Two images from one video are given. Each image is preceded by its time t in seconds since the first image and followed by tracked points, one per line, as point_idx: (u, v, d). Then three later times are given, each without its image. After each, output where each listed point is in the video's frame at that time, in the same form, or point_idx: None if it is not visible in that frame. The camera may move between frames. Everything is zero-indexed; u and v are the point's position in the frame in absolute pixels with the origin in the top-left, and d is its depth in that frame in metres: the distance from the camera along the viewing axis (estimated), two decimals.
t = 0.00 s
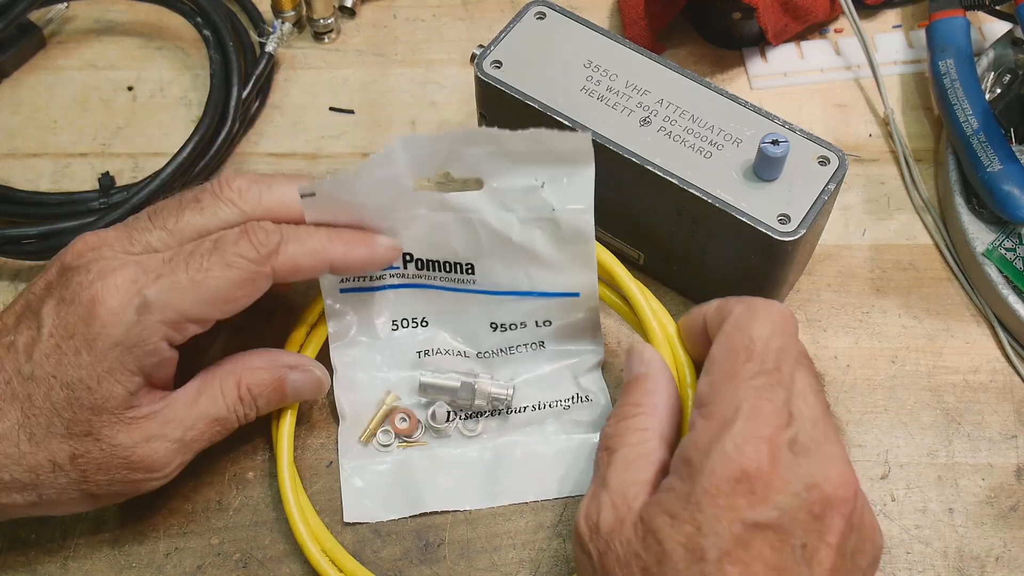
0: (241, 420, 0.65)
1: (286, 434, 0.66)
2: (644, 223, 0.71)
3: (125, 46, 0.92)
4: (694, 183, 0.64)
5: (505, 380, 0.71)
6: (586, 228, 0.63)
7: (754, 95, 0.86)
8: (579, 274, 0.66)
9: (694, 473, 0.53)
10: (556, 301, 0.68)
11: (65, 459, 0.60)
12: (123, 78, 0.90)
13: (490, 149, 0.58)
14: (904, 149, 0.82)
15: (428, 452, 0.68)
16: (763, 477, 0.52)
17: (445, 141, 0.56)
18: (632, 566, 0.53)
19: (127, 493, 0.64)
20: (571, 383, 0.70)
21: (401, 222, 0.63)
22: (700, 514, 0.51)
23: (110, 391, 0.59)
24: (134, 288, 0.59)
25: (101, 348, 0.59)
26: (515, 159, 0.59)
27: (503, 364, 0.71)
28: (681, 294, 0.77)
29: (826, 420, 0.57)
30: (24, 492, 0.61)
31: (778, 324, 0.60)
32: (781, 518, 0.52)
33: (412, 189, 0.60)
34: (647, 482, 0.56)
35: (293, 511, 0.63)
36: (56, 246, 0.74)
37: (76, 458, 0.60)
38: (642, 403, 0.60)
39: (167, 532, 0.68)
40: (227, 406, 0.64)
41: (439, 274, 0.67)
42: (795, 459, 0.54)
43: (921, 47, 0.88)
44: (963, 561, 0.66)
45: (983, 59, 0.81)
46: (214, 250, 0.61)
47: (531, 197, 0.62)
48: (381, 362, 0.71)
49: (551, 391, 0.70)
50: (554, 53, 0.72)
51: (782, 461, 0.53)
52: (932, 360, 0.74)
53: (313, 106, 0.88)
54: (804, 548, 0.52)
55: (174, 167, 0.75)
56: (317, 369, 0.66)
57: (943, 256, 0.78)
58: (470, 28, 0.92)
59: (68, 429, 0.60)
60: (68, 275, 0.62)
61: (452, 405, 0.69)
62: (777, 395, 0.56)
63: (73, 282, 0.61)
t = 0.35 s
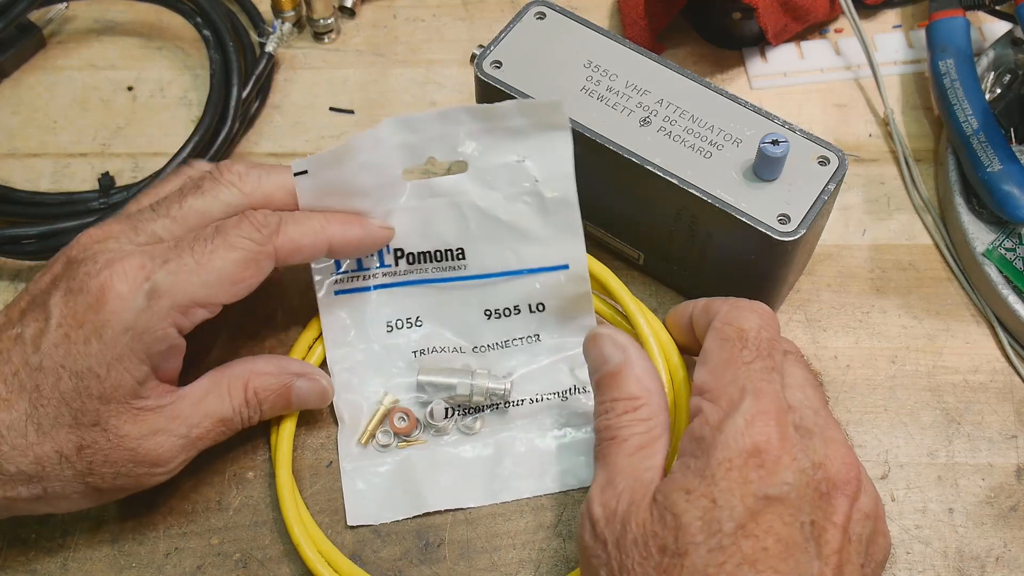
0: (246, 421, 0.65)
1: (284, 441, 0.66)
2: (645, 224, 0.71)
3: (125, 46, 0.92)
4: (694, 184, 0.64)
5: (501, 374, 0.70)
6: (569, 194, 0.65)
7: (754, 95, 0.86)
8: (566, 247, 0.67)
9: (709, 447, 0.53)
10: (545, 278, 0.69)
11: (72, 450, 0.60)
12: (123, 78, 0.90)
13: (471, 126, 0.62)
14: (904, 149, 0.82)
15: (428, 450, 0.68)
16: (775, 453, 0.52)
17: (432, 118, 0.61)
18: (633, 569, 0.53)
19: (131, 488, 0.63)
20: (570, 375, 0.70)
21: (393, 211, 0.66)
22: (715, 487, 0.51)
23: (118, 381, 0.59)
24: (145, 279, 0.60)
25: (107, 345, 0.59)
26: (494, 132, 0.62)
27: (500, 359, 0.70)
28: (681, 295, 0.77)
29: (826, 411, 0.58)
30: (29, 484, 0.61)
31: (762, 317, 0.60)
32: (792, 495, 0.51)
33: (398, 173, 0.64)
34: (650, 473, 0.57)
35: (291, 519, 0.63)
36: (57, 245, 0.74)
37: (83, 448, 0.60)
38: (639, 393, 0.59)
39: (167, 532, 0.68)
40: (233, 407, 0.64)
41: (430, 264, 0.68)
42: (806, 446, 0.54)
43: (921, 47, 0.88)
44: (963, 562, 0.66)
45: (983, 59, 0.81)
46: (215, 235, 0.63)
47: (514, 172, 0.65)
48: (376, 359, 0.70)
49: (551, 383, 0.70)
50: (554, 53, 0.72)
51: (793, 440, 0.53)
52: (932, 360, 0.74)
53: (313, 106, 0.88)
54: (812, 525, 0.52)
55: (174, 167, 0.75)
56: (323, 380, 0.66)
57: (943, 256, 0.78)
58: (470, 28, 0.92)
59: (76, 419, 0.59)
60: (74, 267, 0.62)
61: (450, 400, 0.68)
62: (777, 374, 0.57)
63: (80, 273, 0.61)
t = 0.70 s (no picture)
0: (245, 418, 0.65)
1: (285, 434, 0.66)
2: (645, 224, 0.71)
3: (124, 46, 0.92)
4: (694, 184, 0.64)
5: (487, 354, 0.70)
6: (554, 175, 0.65)
7: (754, 95, 0.87)
8: (554, 231, 0.67)
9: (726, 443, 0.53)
10: (534, 262, 0.68)
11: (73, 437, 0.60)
12: (123, 78, 0.90)
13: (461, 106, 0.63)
14: (904, 149, 0.82)
15: (411, 425, 0.68)
16: (792, 447, 0.53)
17: (421, 97, 0.62)
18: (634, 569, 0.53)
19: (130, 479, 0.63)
20: (554, 355, 0.69)
21: (384, 192, 0.66)
22: (737, 483, 0.52)
23: (119, 366, 0.59)
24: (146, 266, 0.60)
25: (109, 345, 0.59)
26: (484, 112, 0.63)
27: (485, 338, 0.70)
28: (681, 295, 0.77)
29: (830, 409, 0.58)
30: (28, 472, 0.61)
31: (763, 318, 0.60)
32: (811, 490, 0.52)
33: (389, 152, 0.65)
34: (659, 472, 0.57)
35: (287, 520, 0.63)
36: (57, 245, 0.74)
37: (83, 435, 0.60)
38: (641, 395, 0.60)
39: (168, 532, 0.68)
40: (234, 403, 0.63)
41: (419, 244, 0.68)
42: (819, 441, 0.54)
43: (920, 47, 0.88)
44: (963, 562, 0.66)
45: (983, 59, 0.81)
46: (208, 216, 0.63)
47: (503, 155, 0.65)
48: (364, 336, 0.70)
49: (534, 362, 0.70)
50: (554, 53, 0.72)
51: (807, 435, 0.54)
52: (931, 360, 0.74)
53: (313, 106, 0.88)
54: (828, 519, 0.52)
55: (174, 167, 0.75)
56: (325, 381, 0.66)
57: (943, 256, 0.78)
58: (470, 28, 0.92)
59: (77, 405, 0.59)
60: (73, 254, 0.62)
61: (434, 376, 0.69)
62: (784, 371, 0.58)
63: (79, 262, 0.61)
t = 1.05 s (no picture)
0: (244, 420, 0.65)
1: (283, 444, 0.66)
2: (646, 224, 0.71)
3: (124, 46, 0.92)
4: (694, 184, 0.64)
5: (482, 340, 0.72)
6: (564, 176, 0.64)
7: (754, 95, 0.87)
8: (558, 228, 0.67)
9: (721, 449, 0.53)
10: (535, 255, 0.68)
11: (69, 442, 0.60)
12: (123, 78, 0.90)
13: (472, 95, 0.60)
14: (904, 149, 0.82)
15: (403, 410, 0.70)
16: (789, 452, 0.52)
17: (431, 86, 0.59)
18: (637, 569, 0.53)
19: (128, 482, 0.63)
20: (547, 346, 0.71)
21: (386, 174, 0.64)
22: (729, 489, 0.51)
23: (115, 371, 0.59)
24: (143, 273, 0.60)
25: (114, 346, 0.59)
26: (497, 105, 0.61)
27: (480, 325, 0.72)
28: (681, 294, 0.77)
29: (827, 411, 0.58)
30: (25, 475, 0.61)
31: (761, 319, 0.59)
32: (806, 495, 0.51)
33: (394, 135, 0.62)
34: (659, 480, 0.56)
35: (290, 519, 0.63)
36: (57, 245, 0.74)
37: (80, 439, 0.60)
38: (648, 404, 0.59)
39: (168, 532, 0.68)
40: (232, 406, 0.63)
41: (418, 229, 0.67)
42: (815, 446, 0.54)
43: (920, 47, 0.88)
44: (963, 561, 0.66)
45: (983, 59, 0.81)
46: (206, 216, 0.62)
47: (511, 147, 0.63)
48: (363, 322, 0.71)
49: (528, 352, 0.71)
50: (554, 54, 0.72)
51: (804, 438, 0.53)
52: (932, 360, 0.74)
53: (313, 106, 0.88)
54: (825, 523, 0.52)
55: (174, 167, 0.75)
56: (324, 384, 0.66)
57: (943, 256, 0.78)
58: (470, 28, 0.92)
59: (74, 410, 0.59)
60: (74, 259, 0.62)
61: (427, 361, 0.70)
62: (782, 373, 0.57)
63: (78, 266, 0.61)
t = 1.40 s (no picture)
0: (244, 418, 0.63)
1: (279, 459, 0.65)
2: (646, 225, 0.71)
3: (125, 46, 0.92)
4: (694, 184, 0.64)
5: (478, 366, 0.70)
6: (559, 193, 0.67)
7: (754, 95, 0.87)
8: (553, 245, 0.68)
9: (698, 461, 0.52)
10: (531, 274, 0.69)
11: (66, 416, 0.59)
12: (123, 78, 0.90)
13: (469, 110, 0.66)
14: (904, 149, 0.82)
15: (400, 437, 0.68)
16: (767, 462, 0.52)
17: (430, 99, 0.65)
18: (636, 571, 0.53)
19: (121, 467, 0.62)
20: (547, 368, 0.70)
21: (380, 192, 0.67)
22: (707, 502, 0.51)
23: (119, 350, 0.60)
24: (158, 262, 0.61)
25: (129, 336, 0.60)
26: (492, 121, 0.66)
27: (477, 350, 0.71)
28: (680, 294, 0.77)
29: (805, 416, 0.59)
30: (21, 447, 0.60)
31: (746, 317, 0.59)
32: (785, 503, 0.52)
33: (391, 150, 0.66)
34: (647, 489, 0.56)
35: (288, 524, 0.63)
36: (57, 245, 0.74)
37: (77, 414, 0.59)
38: (643, 407, 0.60)
39: (168, 532, 0.68)
40: (233, 398, 0.62)
41: (414, 250, 0.68)
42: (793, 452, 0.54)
43: (920, 47, 0.88)
44: (963, 562, 0.66)
45: (983, 59, 0.81)
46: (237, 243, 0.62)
47: (508, 165, 0.67)
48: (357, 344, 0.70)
49: (527, 376, 0.70)
50: (554, 54, 0.72)
51: (783, 447, 0.53)
52: (931, 360, 0.74)
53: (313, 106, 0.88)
54: (806, 529, 0.52)
55: (174, 167, 0.75)
56: (327, 392, 0.64)
57: (943, 256, 0.78)
58: (470, 28, 0.92)
59: (74, 383, 0.59)
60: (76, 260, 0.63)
61: (424, 389, 0.69)
62: (764, 379, 0.56)
63: (78, 271, 0.61)
